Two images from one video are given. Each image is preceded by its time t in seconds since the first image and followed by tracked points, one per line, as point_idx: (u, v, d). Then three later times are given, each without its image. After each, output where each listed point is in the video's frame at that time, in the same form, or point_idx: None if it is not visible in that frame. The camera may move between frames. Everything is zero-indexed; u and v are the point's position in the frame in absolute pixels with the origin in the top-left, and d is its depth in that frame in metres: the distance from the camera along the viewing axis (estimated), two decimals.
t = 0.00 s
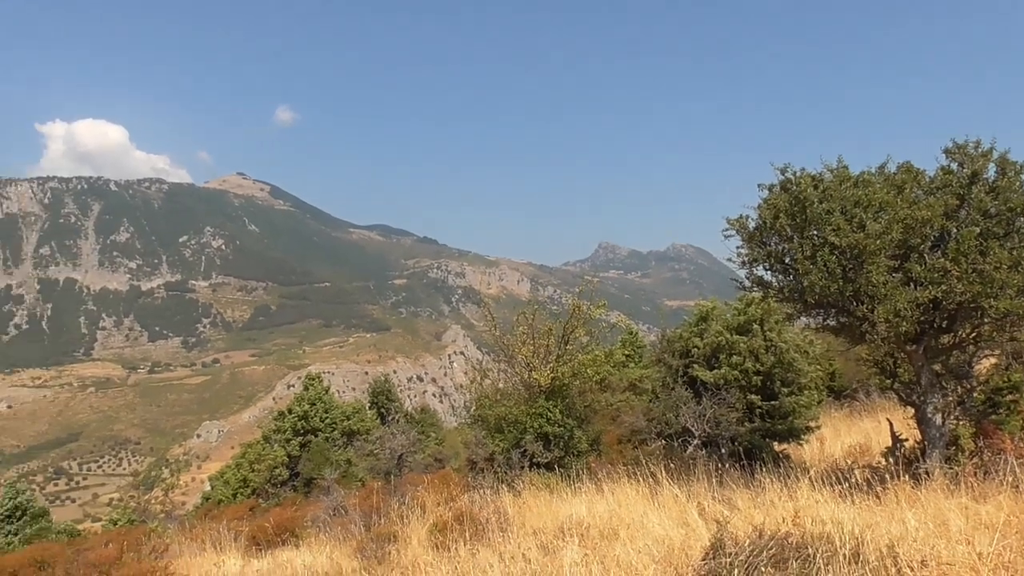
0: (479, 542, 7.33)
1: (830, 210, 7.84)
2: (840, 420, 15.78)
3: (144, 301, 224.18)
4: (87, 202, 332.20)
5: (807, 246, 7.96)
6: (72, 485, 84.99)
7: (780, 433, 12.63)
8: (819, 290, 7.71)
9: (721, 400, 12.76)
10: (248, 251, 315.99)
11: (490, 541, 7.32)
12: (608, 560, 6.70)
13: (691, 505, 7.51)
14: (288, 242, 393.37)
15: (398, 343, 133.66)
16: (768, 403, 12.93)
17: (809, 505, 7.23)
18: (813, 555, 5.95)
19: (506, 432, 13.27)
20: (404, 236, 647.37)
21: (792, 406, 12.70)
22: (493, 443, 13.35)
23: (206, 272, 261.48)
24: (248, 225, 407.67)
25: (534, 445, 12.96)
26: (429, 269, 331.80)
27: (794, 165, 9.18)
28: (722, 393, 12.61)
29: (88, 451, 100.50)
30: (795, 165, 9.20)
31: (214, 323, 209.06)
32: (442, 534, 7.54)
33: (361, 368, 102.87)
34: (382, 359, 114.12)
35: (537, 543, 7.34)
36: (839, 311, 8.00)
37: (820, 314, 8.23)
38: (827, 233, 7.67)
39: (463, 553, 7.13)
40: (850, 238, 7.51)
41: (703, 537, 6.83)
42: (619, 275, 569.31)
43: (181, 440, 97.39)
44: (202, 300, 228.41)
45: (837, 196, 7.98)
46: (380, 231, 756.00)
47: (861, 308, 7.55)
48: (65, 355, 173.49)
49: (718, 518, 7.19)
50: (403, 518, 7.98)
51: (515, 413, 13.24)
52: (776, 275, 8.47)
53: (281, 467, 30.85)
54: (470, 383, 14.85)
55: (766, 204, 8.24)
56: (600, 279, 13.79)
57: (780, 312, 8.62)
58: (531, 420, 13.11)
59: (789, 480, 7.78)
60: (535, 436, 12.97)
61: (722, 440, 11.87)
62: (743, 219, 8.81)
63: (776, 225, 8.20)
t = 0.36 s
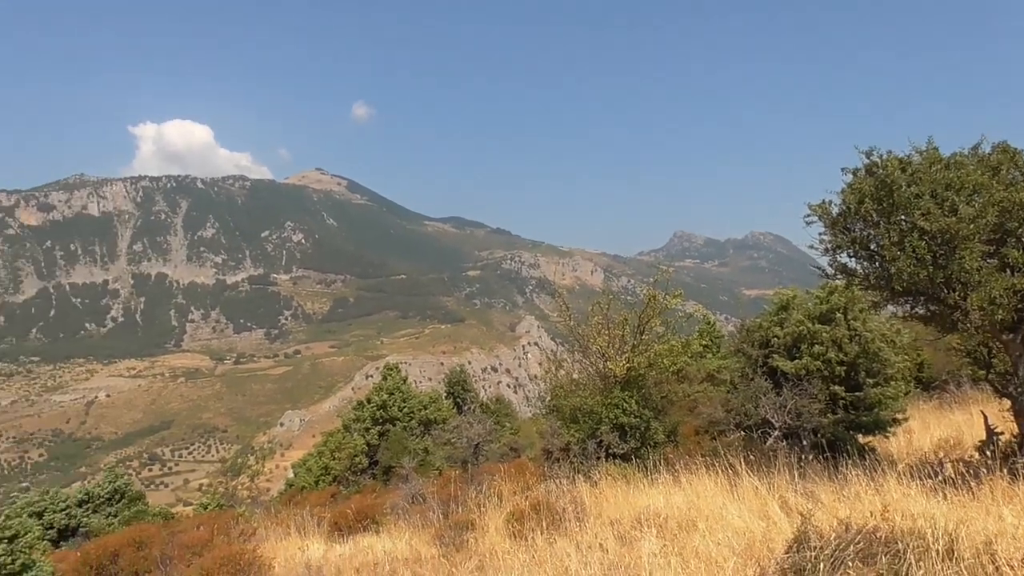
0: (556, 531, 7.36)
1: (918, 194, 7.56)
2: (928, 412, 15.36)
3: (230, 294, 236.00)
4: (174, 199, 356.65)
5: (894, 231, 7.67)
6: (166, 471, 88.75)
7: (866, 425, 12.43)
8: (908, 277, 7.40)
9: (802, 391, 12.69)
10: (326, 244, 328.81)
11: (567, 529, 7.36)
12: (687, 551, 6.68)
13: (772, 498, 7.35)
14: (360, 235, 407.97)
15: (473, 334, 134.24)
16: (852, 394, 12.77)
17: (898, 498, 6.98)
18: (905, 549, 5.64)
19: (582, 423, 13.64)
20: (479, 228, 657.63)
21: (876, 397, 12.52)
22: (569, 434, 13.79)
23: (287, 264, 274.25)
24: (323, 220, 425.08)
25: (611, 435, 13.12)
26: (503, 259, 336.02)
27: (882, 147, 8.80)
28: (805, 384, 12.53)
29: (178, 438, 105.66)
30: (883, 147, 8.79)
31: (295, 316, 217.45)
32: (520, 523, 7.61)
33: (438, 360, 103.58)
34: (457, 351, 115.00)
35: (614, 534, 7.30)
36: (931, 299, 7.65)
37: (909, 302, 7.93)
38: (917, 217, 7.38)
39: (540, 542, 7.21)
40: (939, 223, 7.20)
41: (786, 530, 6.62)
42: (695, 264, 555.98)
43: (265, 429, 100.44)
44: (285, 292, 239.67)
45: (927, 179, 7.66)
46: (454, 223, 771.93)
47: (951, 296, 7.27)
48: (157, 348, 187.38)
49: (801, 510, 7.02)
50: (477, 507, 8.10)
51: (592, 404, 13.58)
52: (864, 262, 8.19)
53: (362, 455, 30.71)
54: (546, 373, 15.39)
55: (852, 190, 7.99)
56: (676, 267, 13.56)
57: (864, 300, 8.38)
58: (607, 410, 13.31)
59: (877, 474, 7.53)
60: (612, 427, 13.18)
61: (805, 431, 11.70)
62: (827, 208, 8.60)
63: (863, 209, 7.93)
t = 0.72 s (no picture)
0: (607, 519, 7.36)
1: (984, 174, 7.33)
2: (991, 398, 15.20)
3: (283, 283, 246.97)
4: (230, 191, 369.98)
5: (956, 214, 7.46)
6: (225, 456, 90.50)
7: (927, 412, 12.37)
8: (971, 262, 7.19)
9: (858, 377, 12.69)
10: (377, 234, 336.92)
11: (619, 517, 7.34)
12: (743, 538, 6.61)
13: (829, 487, 7.18)
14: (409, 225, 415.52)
15: (522, 322, 133.89)
16: (911, 380, 12.69)
17: (960, 487, 6.78)
18: (966, 540, 5.39)
19: (633, 410, 13.68)
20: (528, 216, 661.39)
21: (937, 383, 12.40)
22: (619, 422, 13.79)
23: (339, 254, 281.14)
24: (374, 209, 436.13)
25: (661, 423, 13.11)
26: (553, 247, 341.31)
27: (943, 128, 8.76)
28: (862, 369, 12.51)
29: (236, 425, 108.00)
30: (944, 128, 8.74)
31: (348, 304, 225.57)
32: (570, 509, 7.66)
33: (488, 347, 103.26)
34: (506, 338, 114.78)
35: (666, 521, 7.26)
36: (995, 283, 7.42)
37: (972, 287, 7.73)
38: (980, 200, 7.16)
39: (591, 529, 7.22)
40: (1003, 206, 6.97)
41: (844, 519, 6.46)
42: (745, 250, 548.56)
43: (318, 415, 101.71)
44: (337, 282, 245.57)
45: (994, 158, 7.42)
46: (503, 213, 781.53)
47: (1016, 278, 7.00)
48: (214, 334, 193.59)
49: (858, 499, 6.82)
50: (526, 494, 8.19)
51: (643, 391, 13.56)
52: (923, 246, 8.04)
53: (414, 441, 29.69)
54: (594, 358, 15.44)
55: (913, 169, 7.90)
56: (726, 254, 13.64)
57: (924, 284, 8.25)
58: (658, 397, 13.29)
59: (938, 463, 7.34)
60: (663, 415, 13.14)
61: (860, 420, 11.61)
62: (883, 190, 8.60)
63: (923, 191, 7.80)
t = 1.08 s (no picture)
0: (656, 509, 7.34)
1: None
2: None
3: (332, 275, 253.99)
4: (280, 184, 380.77)
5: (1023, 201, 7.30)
6: (275, 444, 91.80)
7: (985, 403, 12.17)
8: None
9: (913, 367, 12.62)
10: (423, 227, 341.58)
11: (667, 509, 7.32)
12: (794, 531, 6.51)
13: (881, 480, 7.01)
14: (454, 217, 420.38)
15: (566, 312, 133.27)
16: (970, 373, 12.33)
17: None
18: None
19: (680, 401, 13.74)
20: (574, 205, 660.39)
21: (998, 375, 11.99)
22: (667, 413, 13.80)
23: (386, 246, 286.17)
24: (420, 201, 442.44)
25: (708, 413, 13.06)
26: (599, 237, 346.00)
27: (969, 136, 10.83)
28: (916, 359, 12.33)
29: (286, 414, 110.01)
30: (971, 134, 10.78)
31: (393, 296, 233.53)
32: (619, 500, 7.65)
33: (532, 339, 102.69)
34: (550, 329, 114.29)
35: (716, 514, 7.18)
36: None
37: None
38: None
39: (639, 520, 7.22)
40: None
41: (897, 515, 6.27)
42: (794, 239, 536.99)
43: (366, 404, 102.48)
44: (384, 274, 250.00)
45: None
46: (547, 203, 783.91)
47: None
48: (263, 326, 203.53)
49: (914, 492, 6.64)
50: (572, 484, 8.25)
51: (691, 380, 13.68)
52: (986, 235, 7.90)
53: (460, 431, 29.70)
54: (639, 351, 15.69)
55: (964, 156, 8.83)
56: (776, 241, 13.66)
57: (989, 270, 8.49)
58: (707, 389, 13.29)
59: (995, 458, 7.21)
60: (709, 407, 13.12)
61: (916, 412, 11.23)
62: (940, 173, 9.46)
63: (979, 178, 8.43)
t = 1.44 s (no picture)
0: (703, 501, 7.28)
1: None
2: None
3: (378, 265, 255.33)
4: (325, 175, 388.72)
5: None
6: (324, 432, 93.43)
7: None
8: None
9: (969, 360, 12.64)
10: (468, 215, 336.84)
11: (715, 499, 7.26)
12: (845, 525, 6.40)
13: (937, 474, 6.83)
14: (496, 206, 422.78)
15: (611, 302, 131.49)
16: None
17: None
18: None
19: (727, 392, 13.48)
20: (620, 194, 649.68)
21: None
22: (714, 404, 13.60)
23: (430, 236, 289.43)
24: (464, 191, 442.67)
25: (757, 405, 12.70)
26: (645, 228, 341.47)
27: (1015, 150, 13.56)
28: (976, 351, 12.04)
29: (333, 403, 111.60)
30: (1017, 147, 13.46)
31: (439, 285, 236.93)
32: (665, 491, 7.65)
33: (576, 330, 100.86)
34: (595, 318, 112.69)
35: (765, 505, 7.09)
36: None
37: None
38: None
39: (687, 512, 7.15)
40: None
41: (956, 508, 6.09)
42: (844, 228, 520.97)
43: (412, 393, 103.75)
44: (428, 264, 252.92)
45: None
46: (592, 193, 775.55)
47: None
48: (312, 315, 207.88)
49: (974, 487, 6.39)
50: (619, 476, 8.26)
51: (737, 370, 13.40)
52: None
53: (506, 420, 28.26)
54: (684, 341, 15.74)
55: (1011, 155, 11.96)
56: (828, 231, 13.69)
57: None
58: (755, 378, 13.03)
59: None
60: (759, 396, 12.79)
61: (975, 405, 10.87)
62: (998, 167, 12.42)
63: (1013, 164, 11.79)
